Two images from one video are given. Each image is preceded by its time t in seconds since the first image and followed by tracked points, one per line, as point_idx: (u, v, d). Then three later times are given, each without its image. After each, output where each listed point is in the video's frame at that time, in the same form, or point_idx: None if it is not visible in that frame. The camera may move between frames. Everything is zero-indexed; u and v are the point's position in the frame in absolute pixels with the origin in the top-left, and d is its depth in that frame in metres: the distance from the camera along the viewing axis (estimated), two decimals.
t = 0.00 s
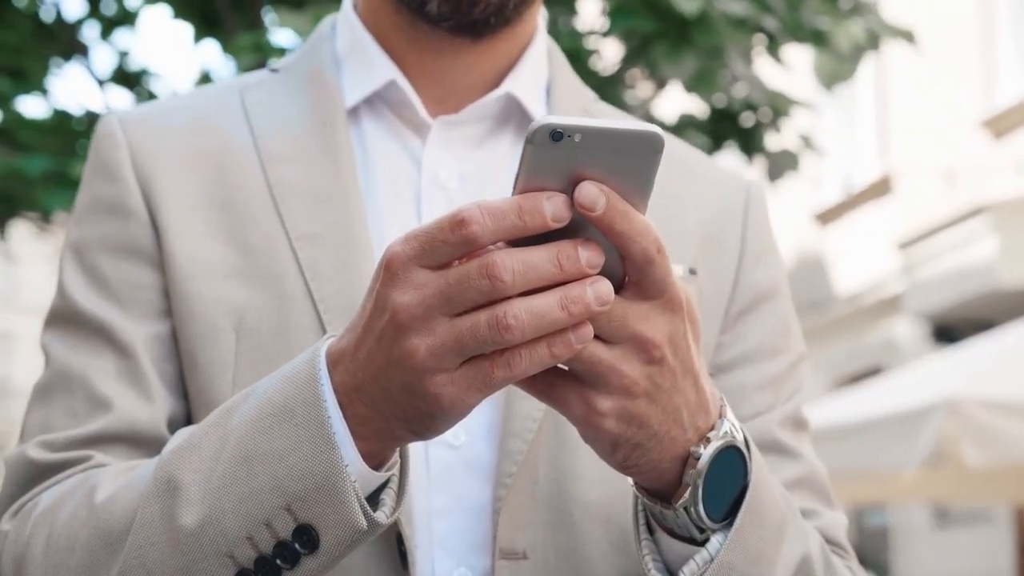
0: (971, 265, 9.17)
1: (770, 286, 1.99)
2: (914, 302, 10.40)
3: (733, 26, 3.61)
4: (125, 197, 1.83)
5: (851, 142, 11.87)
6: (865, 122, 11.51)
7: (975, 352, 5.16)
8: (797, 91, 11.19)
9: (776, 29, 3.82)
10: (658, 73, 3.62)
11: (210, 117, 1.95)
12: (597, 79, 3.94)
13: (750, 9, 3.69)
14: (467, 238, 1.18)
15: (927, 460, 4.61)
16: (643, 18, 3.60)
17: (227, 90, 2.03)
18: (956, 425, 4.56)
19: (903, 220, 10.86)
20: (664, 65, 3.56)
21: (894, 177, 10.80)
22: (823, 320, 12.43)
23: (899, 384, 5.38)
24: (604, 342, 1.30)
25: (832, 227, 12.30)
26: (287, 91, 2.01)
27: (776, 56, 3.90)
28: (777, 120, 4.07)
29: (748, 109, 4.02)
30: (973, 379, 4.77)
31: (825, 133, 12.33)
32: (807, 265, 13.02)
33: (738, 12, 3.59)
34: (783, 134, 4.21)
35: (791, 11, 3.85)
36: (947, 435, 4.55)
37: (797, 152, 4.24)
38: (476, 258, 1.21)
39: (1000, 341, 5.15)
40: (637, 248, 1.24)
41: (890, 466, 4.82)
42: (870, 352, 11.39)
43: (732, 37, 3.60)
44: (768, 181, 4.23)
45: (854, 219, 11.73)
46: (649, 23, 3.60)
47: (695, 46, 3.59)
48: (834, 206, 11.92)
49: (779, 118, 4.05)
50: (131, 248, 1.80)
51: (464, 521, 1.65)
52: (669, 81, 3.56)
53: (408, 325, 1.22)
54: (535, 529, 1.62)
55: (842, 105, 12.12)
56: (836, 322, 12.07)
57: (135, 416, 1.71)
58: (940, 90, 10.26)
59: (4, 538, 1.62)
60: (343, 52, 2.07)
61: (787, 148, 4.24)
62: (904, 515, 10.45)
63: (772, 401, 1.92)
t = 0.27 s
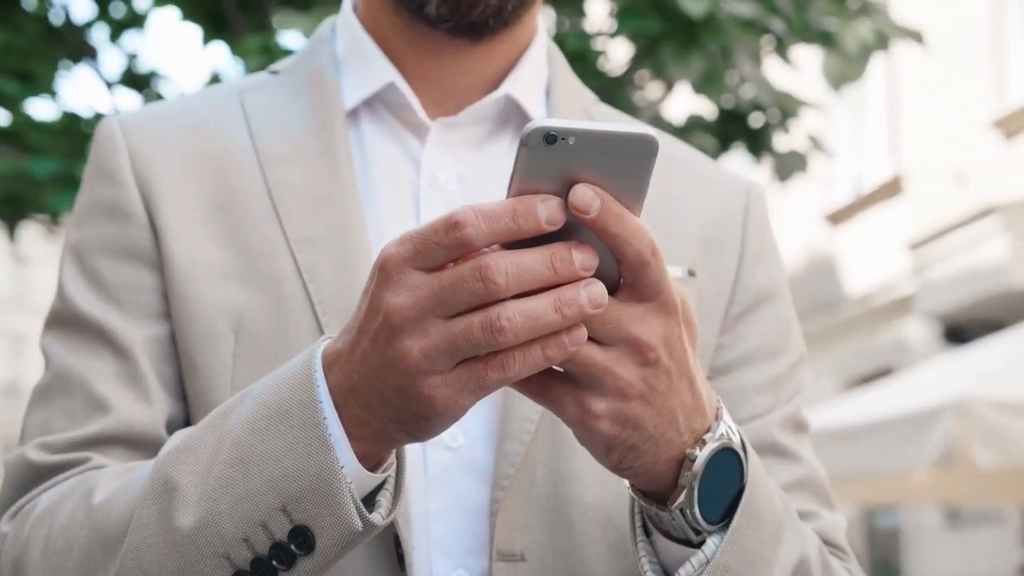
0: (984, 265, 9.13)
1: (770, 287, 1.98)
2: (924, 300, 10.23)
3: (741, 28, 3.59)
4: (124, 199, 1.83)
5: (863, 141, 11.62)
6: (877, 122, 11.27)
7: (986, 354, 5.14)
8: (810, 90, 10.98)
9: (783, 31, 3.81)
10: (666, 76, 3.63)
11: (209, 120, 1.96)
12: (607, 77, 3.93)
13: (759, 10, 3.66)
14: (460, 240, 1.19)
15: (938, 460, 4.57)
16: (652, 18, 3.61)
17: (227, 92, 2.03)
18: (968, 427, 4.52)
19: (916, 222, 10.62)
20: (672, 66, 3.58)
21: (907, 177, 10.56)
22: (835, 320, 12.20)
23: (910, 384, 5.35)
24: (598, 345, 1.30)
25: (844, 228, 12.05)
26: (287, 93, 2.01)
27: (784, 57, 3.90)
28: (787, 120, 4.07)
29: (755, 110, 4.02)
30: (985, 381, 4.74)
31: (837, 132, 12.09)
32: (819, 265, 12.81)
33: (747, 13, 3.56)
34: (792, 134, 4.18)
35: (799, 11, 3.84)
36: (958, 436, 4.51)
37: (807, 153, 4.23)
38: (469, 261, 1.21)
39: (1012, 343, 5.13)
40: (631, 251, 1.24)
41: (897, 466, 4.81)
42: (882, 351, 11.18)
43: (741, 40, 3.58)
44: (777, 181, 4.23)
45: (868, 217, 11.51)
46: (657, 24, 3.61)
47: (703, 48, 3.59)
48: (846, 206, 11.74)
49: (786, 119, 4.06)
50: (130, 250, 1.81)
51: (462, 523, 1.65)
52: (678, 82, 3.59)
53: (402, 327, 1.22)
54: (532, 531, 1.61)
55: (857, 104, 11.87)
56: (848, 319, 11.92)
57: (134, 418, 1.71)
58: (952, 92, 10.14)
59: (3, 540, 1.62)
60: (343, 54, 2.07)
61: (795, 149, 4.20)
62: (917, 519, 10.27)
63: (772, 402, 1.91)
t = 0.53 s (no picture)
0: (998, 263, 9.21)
1: (771, 287, 1.98)
2: (943, 302, 10.10)
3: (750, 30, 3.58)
4: (124, 201, 1.83)
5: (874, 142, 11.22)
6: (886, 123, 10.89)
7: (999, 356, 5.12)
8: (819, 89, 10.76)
9: (794, 32, 3.78)
10: (675, 77, 3.60)
11: (210, 121, 1.96)
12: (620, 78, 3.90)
13: (769, 10, 3.65)
14: (455, 242, 1.18)
15: (951, 460, 4.55)
16: (660, 20, 3.57)
17: (228, 94, 2.04)
18: (982, 427, 4.50)
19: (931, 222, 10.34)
20: (682, 67, 3.55)
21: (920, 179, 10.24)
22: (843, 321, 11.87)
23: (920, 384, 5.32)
24: (595, 345, 1.30)
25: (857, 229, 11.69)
26: (287, 95, 2.01)
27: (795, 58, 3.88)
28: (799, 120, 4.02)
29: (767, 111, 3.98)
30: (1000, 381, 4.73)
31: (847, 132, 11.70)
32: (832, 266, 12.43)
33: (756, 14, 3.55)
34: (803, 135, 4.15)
35: (810, 12, 3.80)
36: (972, 436, 4.50)
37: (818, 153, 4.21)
38: (465, 262, 1.21)
39: None
40: (627, 252, 1.24)
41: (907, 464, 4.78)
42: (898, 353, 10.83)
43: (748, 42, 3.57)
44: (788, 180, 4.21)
45: (901, 210, 10.77)
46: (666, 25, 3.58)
47: (712, 49, 3.57)
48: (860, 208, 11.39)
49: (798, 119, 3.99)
50: (130, 252, 1.81)
51: (461, 524, 1.65)
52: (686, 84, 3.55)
53: (398, 329, 1.22)
54: (531, 532, 1.61)
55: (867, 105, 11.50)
56: (861, 321, 11.58)
57: (134, 420, 1.71)
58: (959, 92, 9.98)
59: (3, 541, 1.62)
60: (343, 56, 2.07)
61: (807, 149, 4.19)
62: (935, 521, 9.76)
63: (774, 403, 1.91)
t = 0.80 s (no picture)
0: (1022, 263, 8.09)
1: (771, 287, 1.97)
2: (954, 304, 9.25)
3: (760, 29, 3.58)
4: (124, 202, 1.83)
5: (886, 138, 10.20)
6: (901, 117, 9.89)
7: (1011, 356, 5.07)
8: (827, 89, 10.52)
9: (801, 30, 3.79)
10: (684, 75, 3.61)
11: (210, 122, 1.96)
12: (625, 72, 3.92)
13: (778, 10, 3.64)
14: (451, 241, 1.18)
15: (962, 460, 4.50)
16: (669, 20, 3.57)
17: (228, 94, 2.04)
18: (993, 427, 4.46)
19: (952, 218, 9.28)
20: (690, 67, 3.56)
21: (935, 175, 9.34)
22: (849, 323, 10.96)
23: (929, 386, 5.28)
24: (592, 344, 1.30)
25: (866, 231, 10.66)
26: (288, 95, 2.01)
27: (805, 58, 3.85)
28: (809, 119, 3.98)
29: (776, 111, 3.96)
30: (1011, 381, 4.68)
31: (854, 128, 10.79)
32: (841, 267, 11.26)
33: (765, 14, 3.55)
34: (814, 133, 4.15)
35: (818, 10, 3.79)
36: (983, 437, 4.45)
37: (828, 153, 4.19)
38: (461, 261, 1.21)
39: None
40: (624, 250, 1.23)
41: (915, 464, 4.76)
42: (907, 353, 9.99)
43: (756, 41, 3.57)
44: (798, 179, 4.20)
45: (912, 211, 9.78)
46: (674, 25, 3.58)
47: (720, 48, 3.58)
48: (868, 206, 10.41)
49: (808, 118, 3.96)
50: (130, 252, 1.81)
51: (460, 524, 1.64)
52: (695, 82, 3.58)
53: (394, 328, 1.22)
54: (530, 532, 1.61)
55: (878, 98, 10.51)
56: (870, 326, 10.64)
57: (133, 420, 1.71)
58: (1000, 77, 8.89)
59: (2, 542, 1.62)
60: (343, 56, 2.07)
61: (817, 148, 4.18)
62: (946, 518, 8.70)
63: (774, 402, 1.90)
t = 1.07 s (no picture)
0: None
1: (772, 287, 1.97)
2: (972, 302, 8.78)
3: (770, 29, 3.57)
4: (124, 203, 1.83)
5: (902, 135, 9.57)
6: (915, 114, 9.33)
7: None
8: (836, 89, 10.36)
9: (813, 30, 3.76)
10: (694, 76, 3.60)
11: (210, 122, 1.96)
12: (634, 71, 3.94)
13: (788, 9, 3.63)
14: (446, 241, 1.18)
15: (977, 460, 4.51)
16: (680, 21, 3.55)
17: (229, 96, 2.04)
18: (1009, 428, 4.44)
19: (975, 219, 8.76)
20: (700, 67, 3.55)
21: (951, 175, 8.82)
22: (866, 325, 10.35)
23: (945, 385, 5.20)
24: (588, 344, 1.29)
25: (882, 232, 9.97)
26: (288, 96, 2.01)
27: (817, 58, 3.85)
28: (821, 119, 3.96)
29: (787, 111, 3.95)
30: None
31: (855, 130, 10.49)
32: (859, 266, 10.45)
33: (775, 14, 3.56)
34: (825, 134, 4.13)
35: (830, 11, 3.80)
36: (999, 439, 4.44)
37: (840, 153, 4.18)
38: (456, 262, 1.21)
39: None
40: (620, 250, 1.23)
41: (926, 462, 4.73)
42: (924, 354, 9.48)
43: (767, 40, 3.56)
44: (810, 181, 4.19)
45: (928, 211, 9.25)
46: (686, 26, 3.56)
47: (731, 48, 3.57)
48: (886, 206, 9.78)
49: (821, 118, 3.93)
50: (130, 253, 1.81)
51: (460, 525, 1.64)
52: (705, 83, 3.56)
53: (389, 328, 1.22)
54: (529, 533, 1.61)
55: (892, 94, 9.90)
56: (887, 329, 10.07)
57: (132, 421, 1.71)
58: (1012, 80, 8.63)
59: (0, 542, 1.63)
60: (344, 57, 2.07)
61: (829, 149, 4.16)
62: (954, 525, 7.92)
63: (775, 402, 1.90)
